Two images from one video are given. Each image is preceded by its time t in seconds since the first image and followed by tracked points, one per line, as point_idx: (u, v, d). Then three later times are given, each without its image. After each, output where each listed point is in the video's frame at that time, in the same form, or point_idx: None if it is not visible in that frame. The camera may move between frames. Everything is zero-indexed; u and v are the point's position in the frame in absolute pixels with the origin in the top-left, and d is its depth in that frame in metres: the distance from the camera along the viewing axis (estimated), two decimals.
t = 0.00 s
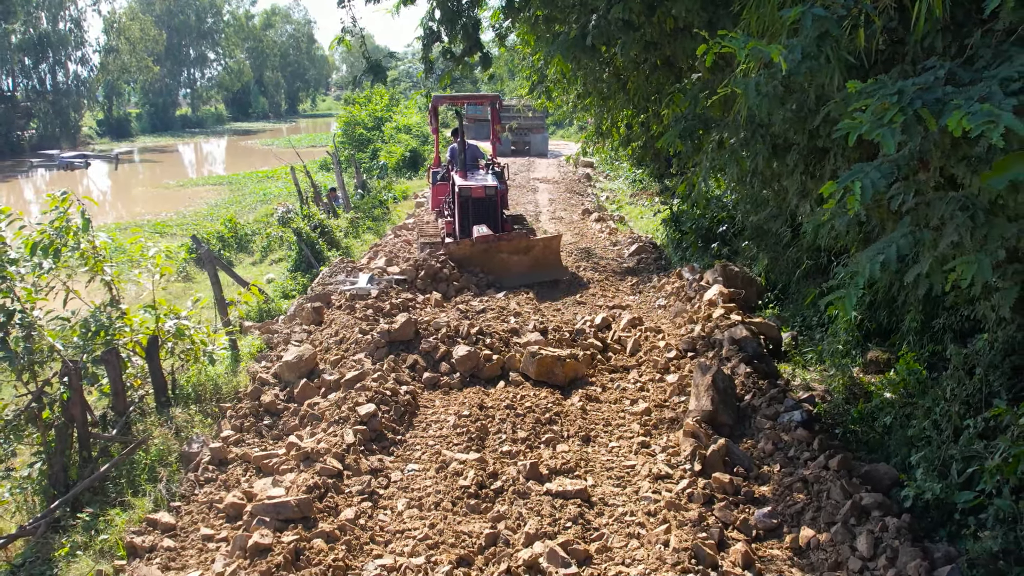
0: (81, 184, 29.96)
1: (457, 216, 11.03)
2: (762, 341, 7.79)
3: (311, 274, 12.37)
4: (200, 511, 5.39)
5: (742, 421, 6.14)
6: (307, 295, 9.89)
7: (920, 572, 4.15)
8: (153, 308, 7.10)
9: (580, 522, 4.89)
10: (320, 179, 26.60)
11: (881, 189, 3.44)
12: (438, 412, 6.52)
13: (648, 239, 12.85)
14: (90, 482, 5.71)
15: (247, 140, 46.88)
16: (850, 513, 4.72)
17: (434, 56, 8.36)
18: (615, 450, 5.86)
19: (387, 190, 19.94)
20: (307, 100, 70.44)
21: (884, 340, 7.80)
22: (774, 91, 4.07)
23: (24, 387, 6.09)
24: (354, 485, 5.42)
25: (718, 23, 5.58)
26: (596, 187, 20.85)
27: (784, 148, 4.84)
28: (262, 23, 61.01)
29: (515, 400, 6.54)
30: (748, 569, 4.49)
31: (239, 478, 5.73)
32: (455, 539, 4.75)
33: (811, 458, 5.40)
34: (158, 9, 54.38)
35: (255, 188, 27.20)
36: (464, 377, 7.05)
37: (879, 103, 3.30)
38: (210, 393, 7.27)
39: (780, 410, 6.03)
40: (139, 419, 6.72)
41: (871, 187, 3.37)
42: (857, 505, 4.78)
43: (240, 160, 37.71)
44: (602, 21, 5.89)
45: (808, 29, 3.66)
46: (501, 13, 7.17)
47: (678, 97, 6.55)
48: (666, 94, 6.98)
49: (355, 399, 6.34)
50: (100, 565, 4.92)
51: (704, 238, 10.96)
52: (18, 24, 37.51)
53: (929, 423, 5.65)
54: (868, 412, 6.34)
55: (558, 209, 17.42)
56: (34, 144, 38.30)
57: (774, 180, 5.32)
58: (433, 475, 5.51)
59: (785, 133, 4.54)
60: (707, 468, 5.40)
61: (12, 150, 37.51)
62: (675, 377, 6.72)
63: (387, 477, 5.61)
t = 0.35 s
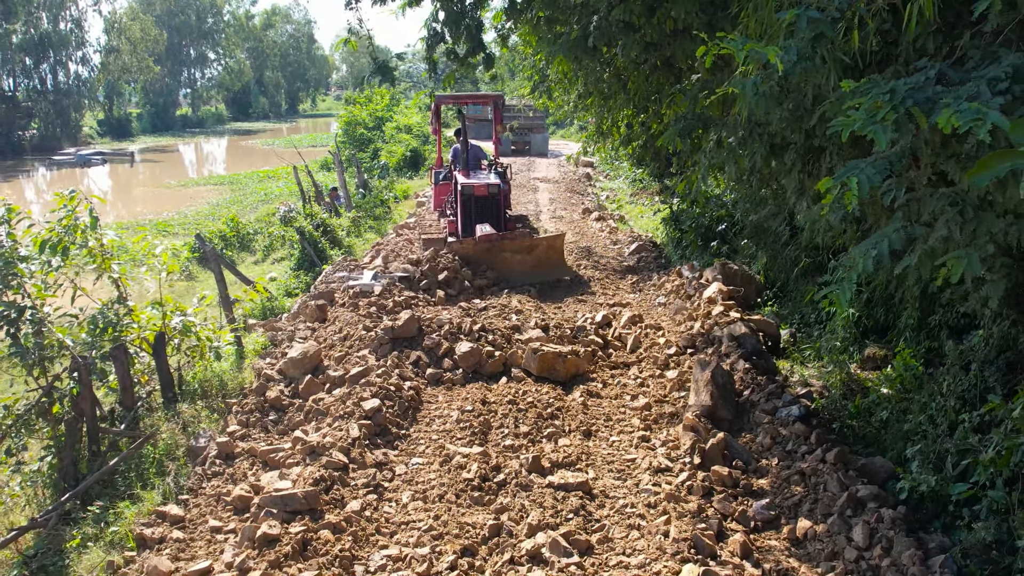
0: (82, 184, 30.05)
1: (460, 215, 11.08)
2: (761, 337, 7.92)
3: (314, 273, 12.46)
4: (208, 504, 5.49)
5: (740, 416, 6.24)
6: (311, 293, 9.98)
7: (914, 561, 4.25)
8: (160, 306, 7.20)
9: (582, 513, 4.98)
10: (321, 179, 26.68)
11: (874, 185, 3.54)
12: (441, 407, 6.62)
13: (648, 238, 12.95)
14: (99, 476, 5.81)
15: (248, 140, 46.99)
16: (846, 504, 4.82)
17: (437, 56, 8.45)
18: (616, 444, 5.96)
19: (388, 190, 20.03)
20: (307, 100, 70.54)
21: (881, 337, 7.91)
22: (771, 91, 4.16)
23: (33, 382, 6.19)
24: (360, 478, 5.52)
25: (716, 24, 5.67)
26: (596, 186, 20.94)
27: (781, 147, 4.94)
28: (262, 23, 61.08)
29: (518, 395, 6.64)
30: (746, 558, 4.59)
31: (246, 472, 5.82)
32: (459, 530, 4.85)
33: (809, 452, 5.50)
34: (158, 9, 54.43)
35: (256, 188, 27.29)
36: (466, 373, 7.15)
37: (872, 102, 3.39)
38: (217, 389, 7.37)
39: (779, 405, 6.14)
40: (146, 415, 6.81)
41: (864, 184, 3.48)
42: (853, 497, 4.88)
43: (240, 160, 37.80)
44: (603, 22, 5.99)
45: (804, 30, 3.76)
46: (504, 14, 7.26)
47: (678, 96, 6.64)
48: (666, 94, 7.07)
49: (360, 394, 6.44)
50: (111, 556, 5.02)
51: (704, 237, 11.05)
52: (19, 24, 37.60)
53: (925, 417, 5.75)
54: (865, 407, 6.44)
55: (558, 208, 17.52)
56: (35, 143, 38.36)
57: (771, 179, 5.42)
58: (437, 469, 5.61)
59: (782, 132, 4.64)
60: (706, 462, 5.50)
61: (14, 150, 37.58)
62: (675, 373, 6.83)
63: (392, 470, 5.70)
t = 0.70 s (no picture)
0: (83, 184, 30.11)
1: (461, 217, 11.12)
2: (759, 335, 7.98)
3: (315, 272, 12.50)
4: (210, 500, 5.54)
5: (738, 413, 6.30)
6: (312, 292, 10.02)
7: (908, 556, 4.30)
8: (162, 304, 7.27)
9: (580, 509, 5.03)
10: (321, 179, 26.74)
11: (865, 183, 3.61)
12: (441, 405, 6.67)
13: (647, 238, 13.02)
14: (102, 473, 5.87)
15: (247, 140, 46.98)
16: (842, 500, 4.87)
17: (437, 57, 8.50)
18: (614, 441, 6.01)
19: (388, 190, 20.10)
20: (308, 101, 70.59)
21: (878, 335, 7.97)
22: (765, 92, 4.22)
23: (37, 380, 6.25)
24: (361, 474, 5.58)
25: (713, 26, 5.73)
26: (596, 186, 21.00)
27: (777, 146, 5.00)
28: (263, 23, 61.11)
29: (517, 393, 6.69)
30: (743, 553, 4.65)
31: (248, 469, 5.87)
32: (459, 525, 4.90)
33: (806, 449, 5.56)
34: (159, 9, 54.51)
35: (256, 188, 27.35)
36: (466, 372, 7.20)
37: (862, 102, 3.45)
38: (218, 387, 7.42)
39: (776, 403, 6.19)
40: (149, 413, 6.86)
41: (855, 182, 3.53)
42: (849, 493, 4.93)
43: (241, 160, 37.86)
44: (601, 24, 6.04)
45: (797, 32, 3.82)
46: (503, 15, 7.32)
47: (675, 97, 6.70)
48: (664, 95, 7.13)
49: (361, 392, 6.49)
50: (114, 552, 5.07)
51: (703, 237, 11.11)
52: (20, 24, 37.68)
53: (921, 414, 5.81)
54: (862, 405, 6.50)
55: (558, 208, 17.57)
56: (36, 143, 38.40)
57: (768, 178, 5.48)
58: (437, 466, 5.66)
59: (778, 133, 4.70)
60: (704, 458, 5.55)
61: (14, 149, 37.54)
62: (673, 371, 6.89)
63: (393, 467, 5.75)
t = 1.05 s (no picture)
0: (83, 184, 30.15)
1: (462, 219, 11.14)
2: (756, 335, 8.01)
3: (314, 272, 12.51)
4: (209, 499, 5.56)
5: (734, 412, 6.32)
6: (312, 291, 10.04)
7: (902, 554, 4.33)
8: (162, 303, 7.29)
9: (577, 507, 5.05)
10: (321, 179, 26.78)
11: (856, 182, 3.63)
12: (439, 404, 6.70)
13: (646, 238, 13.05)
14: (101, 472, 5.89)
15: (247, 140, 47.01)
16: (837, 499, 4.89)
17: (436, 57, 8.52)
18: (612, 440, 6.03)
19: (388, 189, 20.14)
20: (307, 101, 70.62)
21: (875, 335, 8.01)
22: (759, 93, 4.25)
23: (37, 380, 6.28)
24: (359, 473, 5.60)
25: (709, 26, 5.76)
26: (595, 186, 21.05)
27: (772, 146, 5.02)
28: (263, 23, 61.10)
29: (515, 392, 6.72)
30: (739, 551, 4.67)
31: (246, 468, 5.90)
32: (456, 524, 4.91)
33: (802, 448, 5.58)
34: (158, 10, 54.55)
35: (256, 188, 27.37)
36: (465, 371, 7.23)
37: (854, 102, 3.47)
38: (218, 386, 7.44)
39: (772, 402, 6.22)
40: (148, 412, 6.88)
41: (846, 181, 3.55)
42: (845, 491, 4.96)
43: (241, 160, 37.88)
44: (598, 24, 6.07)
45: (789, 33, 3.85)
46: (501, 15, 7.34)
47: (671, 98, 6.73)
48: (661, 95, 7.15)
49: (359, 391, 6.52)
50: (113, 551, 5.09)
51: (701, 237, 11.14)
52: (20, 24, 37.71)
53: (917, 414, 5.83)
54: (859, 404, 6.52)
55: (557, 208, 17.61)
56: (36, 143, 38.41)
57: (764, 179, 5.51)
58: (434, 464, 5.69)
59: (773, 133, 4.73)
60: (701, 457, 5.58)
61: (14, 149, 37.53)
62: (671, 371, 6.93)
63: (391, 466, 5.78)
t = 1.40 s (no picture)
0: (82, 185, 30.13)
1: (462, 220, 11.06)
2: (756, 334, 8.01)
3: (313, 271, 12.50)
4: (208, 498, 5.56)
5: (733, 411, 6.32)
6: (311, 291, 10.02)
7: (901, 553, 4.33)
8: (161, 302, 7.27)
9: (576, 506, 5.04)
10: (321, 179, 26.77)
11: (854, 180, 3.64)
12: (438, 403, 6.70)
13: (645, 238, 13.06)
14: (100, 471, 5.88)
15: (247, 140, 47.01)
16: (836, 498, 4.89)
17: (435, 56, 8.52)
18: (610, 439, 6.03)
19: (387, 189, 20.16)
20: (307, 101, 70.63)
21: (874, 334, 8.01)
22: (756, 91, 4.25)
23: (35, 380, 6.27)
24: (358, 472, 5.59)
25: (708, 24, 5.76)
26: (594, 186, 21.05)
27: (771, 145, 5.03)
28: (263, 24, 61.07)
29: (514, 391, 6.73)
30: (738, 549, 4.66)
31: (245, 467, 5.89)
32: (454, 522, 4.91)
33: (801, 447, 5.58)
34: (158, 10, 54.54)
35: (256, 188, 27.36)
36: (464, 370, 7.22)
37: (851, 99, 3.47)
38: (217, 385, 7.44)
39: (771, 402, 6.22)
40: (147, 411, 6.86)
41: (843, 178, 3.55)
42: (844, 490, 4.96)
43: (241, 160, 37.87)
44: (596, 23, 6.07)
45: (786, 31, 3.85)
46: (500, 14, 7.34)
47: (669, 97, 6.73)
48: (659, 94, 7.15)
49: (358, 390, 6.52)
50: (112, 550, 5.08)
51: (700, 237, 11.14)
52: (20, 25, 37.70)
53: (916, 413, 5.84)
54: (858, 403, 6.53)
55: (556, 208, 17.62)
56: (35, 143, 38.38)
57: (763, 177, 5.51)
58: (433, 463, 5.69)
59: (771, 132, 4.73)
60: (700, 456, 5.57)
61: (13, 150, 37.50)
62: (669, 370, 6.92)
63: (390, 464, 5.77)
